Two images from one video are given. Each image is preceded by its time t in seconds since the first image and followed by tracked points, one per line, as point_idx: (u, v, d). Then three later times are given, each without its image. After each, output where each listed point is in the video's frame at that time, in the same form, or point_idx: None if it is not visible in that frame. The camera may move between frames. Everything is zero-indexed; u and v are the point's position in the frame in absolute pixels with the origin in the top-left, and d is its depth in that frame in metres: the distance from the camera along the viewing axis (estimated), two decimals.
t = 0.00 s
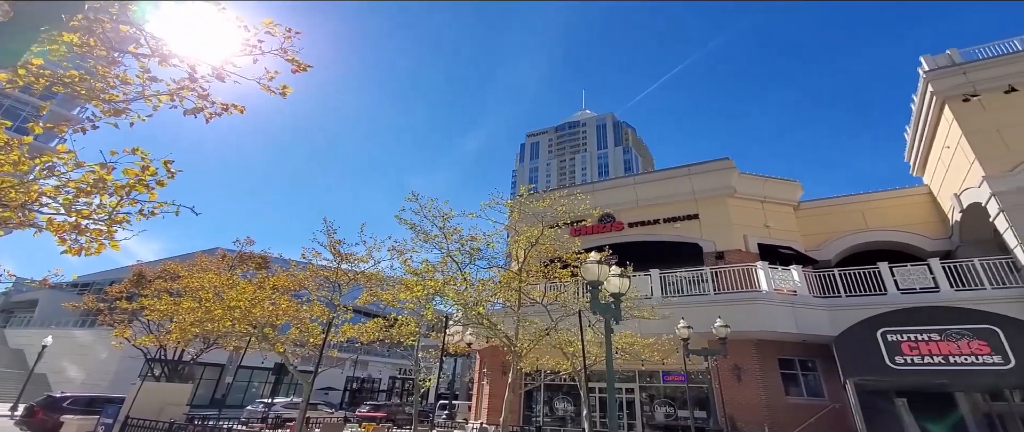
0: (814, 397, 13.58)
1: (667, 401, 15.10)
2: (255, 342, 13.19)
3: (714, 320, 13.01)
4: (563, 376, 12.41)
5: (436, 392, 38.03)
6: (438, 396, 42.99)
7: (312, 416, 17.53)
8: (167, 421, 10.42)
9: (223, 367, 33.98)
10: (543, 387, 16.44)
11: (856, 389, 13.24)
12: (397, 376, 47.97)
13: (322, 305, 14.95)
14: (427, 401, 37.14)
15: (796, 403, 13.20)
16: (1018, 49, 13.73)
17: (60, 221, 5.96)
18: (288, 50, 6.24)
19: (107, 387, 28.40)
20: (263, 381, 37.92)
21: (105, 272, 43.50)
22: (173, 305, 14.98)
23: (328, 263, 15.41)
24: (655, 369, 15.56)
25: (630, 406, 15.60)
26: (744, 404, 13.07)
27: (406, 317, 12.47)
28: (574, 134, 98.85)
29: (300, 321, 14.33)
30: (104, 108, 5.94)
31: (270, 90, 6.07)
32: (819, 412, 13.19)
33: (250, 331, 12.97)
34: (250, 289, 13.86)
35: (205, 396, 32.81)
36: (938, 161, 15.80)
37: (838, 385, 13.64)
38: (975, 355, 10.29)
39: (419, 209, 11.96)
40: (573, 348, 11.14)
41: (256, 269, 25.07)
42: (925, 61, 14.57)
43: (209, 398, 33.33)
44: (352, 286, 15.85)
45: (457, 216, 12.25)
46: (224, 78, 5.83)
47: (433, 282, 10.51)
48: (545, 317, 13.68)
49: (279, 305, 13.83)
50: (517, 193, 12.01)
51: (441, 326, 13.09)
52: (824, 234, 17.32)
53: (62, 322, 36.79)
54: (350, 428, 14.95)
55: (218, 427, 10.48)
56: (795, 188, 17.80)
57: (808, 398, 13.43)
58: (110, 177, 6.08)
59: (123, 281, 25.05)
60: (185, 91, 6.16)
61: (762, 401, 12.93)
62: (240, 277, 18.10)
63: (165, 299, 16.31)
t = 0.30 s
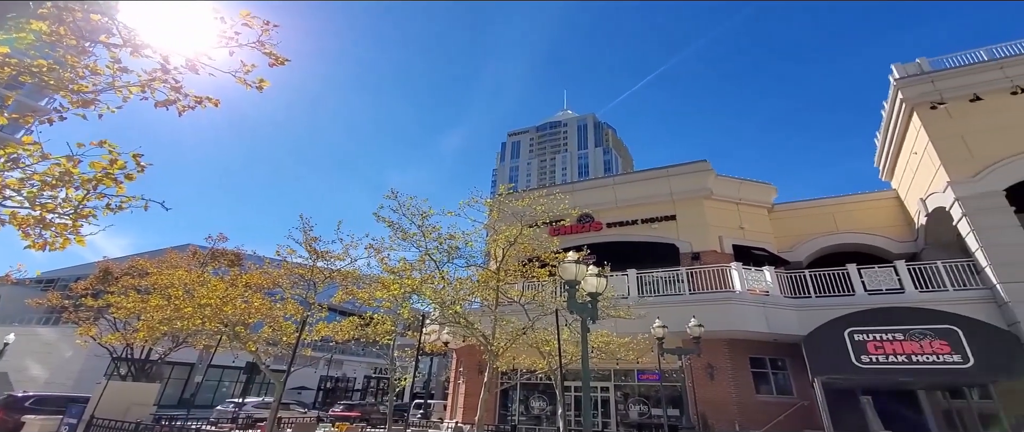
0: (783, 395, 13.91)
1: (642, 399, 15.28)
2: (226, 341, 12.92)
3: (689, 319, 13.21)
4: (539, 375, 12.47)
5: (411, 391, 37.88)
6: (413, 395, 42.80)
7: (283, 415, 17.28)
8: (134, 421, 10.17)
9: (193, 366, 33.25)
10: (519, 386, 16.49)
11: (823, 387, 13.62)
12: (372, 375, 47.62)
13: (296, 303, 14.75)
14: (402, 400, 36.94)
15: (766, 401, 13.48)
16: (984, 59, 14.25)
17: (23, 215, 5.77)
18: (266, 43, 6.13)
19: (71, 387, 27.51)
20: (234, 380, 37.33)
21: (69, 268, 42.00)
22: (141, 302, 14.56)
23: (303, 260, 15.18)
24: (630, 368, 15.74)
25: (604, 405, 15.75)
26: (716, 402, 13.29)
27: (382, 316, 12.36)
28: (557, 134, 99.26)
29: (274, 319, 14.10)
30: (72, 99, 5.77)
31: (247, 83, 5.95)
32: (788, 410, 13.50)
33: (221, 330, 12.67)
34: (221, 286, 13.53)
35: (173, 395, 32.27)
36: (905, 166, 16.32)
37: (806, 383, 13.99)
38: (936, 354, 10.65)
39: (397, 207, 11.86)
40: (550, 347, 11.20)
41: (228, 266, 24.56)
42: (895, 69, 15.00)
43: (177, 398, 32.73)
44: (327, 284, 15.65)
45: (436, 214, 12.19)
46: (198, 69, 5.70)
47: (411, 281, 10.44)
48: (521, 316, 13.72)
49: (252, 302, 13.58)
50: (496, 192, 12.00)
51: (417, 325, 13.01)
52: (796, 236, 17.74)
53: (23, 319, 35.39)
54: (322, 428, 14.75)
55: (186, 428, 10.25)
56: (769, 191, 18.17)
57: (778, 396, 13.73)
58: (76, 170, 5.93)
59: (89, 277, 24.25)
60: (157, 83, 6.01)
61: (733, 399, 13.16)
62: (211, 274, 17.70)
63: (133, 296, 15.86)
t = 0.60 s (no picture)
0: (752, 394, 14.18)
1: (615, 399, 15.44)
2: (195, 339, 12.63)
3: (663, 320, 13.39)
4: (514, 375, 12.51)
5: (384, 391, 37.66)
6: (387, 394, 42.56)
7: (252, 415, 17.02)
8: (98, 420, 9.91)
9: (159, 364, 32.51)
10: (494, 385, 16.53)
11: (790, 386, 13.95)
12: (345, 374, 47.20)
13: (269, 300, 14.53)
14: (375, 400, 36.69)
15: (735, 400, 13.75)
16: (952, 70, 14.83)
17: None
18: (243, 36, 5.99)
19: (31, 385, 26.59)
20: (202, 380, 36.44)
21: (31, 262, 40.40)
22: (106, 298, 14.12)
23: (277, 257, 14.90)
24: (604, 368, 15.90)
25: (578, 404, 15.88)
26: (687, 401, 13.54)
27: (356, 315, 12.24)
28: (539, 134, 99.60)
29: (245, 317, 13.84)
30: (38, 88, 5.57)
31: (222, 75, 5.80)
32: (756, 409, 13.79)
33: (189, 327, 12.29)
34: (190, 283, 13.20)
35: (138, 395, 31.44)
36: (874, 172, 16.81)
37: (775, 383, 14.28)
38: (899, 354, 10.97)
39: (375, 204, 11.73)
40: (526, 346, 11.24)
41: (200, 263, 24.02)
42: (868, 77, 15.45)
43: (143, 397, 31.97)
44: (301, 282, 15.42)
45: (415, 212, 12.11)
46: (171, 61, 5.55)
47: (386, 279, 10.36)
48: (498, 316, 13.76)
49: (223, 300, 13.30)
50: (475, 191, 11.97)
51: (392, 324, 12.91)
52: (769, 239, 18.15)
53: None
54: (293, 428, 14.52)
55: (152, 428, 9.99)
56: (744, 194, 18.51)
57: (747, 396, 14.00)
58: (41, 161, 5.72)
59: (52, 272, 23.43)
60: (129, 73, 5.84)
61: (704, 398, 13.40)
62: (181, 270, 17.27)
63: (98, 292, 15.37)
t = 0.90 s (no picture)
0: (722, 392, 14.46)
1: (589, 397, 15.58)
2: (162, 337, 12.31)
3: (637, 319, 13.58)
4: (488, 373, 12.52)
5: (357, 390, 37.40)
6: (360, 393, 42.25)
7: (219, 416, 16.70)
8: (59, 420, 9.57)
9: (123, 363, 31.84)
10: (469, 384, 16.55)
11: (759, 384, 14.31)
12: (318, 373, 46.66)
13: (239, 298, 13.98)
14: (347, 399, 36.40)
15: (705, 398, 14.01)
16: (918, 78, 15.36)
17: None
18: (216, 27, 5.81)
19: None
20: (168, 379, 35.42)
21: None
22: (68, 294, 13.63)
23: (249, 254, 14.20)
24: (579, 366, 16.05)
25: (552, 402, 15.98)
26: (659, 399, 13.73)
27: (329, 313, 12.10)
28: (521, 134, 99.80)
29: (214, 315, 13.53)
30: None
31: (194, 67, 5.62)
32: (726, 406, 14.08)
33: (155, 326, 12.10)
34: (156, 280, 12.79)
35: (102, 394, 31.03)
36: (843, 176, 17.33)
37: (745, 380, 14.61)
38: (861, 352, 11.34)
39: (351, 201, 11.59)
40: (500, 345, 11.28)
41: (168, 259, 23.39)
42: (839, 83, 15.90)
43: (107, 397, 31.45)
44: (274, 279, 15.15)
45: (391, 210, 12.00)
46: (141, 51, 5.37)
47: (361, 277, 10.24)
48: (473, 314, 13.78)
49: (192, 297, 13.00)
50: (453, 189, 11.92)
51: (367, 322, 12.78)
52: (741, 240, 18.55)
53: None
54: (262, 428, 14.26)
55: (115, 428, 9.69)
56: (719, 196, 18.85)
57: (717, 393, 14.28)
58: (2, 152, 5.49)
59: (10, 268, 22.51)
60: (96, 63, 5.64)
61: (675, 396, 13.62)
62: (147, 266, 16.78)
63: (59, 288, 14.83)
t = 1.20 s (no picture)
0: (695, 391, 14.70)
1: (564, 396, 15.70)
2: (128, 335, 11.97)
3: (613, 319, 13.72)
4: (464, 373, 12.51)
5: (330, 389, 37.01)
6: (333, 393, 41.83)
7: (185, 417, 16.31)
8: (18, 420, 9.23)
9: (88, 362, 30.84)
10: (444, 383, 16.51)
11: (730, 384, 14.59)
12: (291, 373, 46.04)
13: (210, 295, 13.56)
14: (320, 399, 35.99)
15: (678, 397, 14.22)
16: (889, 86, 15.84)
17: None
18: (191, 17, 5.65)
19: None
20: (134, 378, 34.64)
21: None
22: (29, 290, 13.15)
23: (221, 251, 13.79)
24: (555, 366, 16.14)
25: (527, 402, 16.04)
26: (632, 398, 13.88)
27: (303, 311, 11.95)
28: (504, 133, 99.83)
29: (183, 313, 13.21)
30: None
31: (167, 58, 5.47)
32: (698, 405, 14.32)
33: (121, 323, 11.87)
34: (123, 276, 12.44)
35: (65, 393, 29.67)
36: (816, 180, 17.77)
37: (716, 379, 14.88)
38: (829, 352, 11.65)
39: (327, 198, 11.44)
40: (477, 344, 11.28)
41: (135, 255, 22.75)
42: (814, 90, 16.30)
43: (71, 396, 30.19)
44: (247, 277, 14.88)
45: (369, 208, 11.88)
46: (111, 40, 5.20)
47: (337, 275, 10.16)
48: (450, 313, 13.77)
49: (161, 294, 12.70)
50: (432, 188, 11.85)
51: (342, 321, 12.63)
52: (717, 241, 18.88)
53: None
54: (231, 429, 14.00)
55: (78, 428, 9.40)
56: (696, 198, 19.12)
57: (690, 392, 14.51)
58: None
59: None
60: (64, 52, 5.44)
61: (649, 395, 13.79)
62: (114, 262, 16.31)
63: (20, 284, 14.30)
